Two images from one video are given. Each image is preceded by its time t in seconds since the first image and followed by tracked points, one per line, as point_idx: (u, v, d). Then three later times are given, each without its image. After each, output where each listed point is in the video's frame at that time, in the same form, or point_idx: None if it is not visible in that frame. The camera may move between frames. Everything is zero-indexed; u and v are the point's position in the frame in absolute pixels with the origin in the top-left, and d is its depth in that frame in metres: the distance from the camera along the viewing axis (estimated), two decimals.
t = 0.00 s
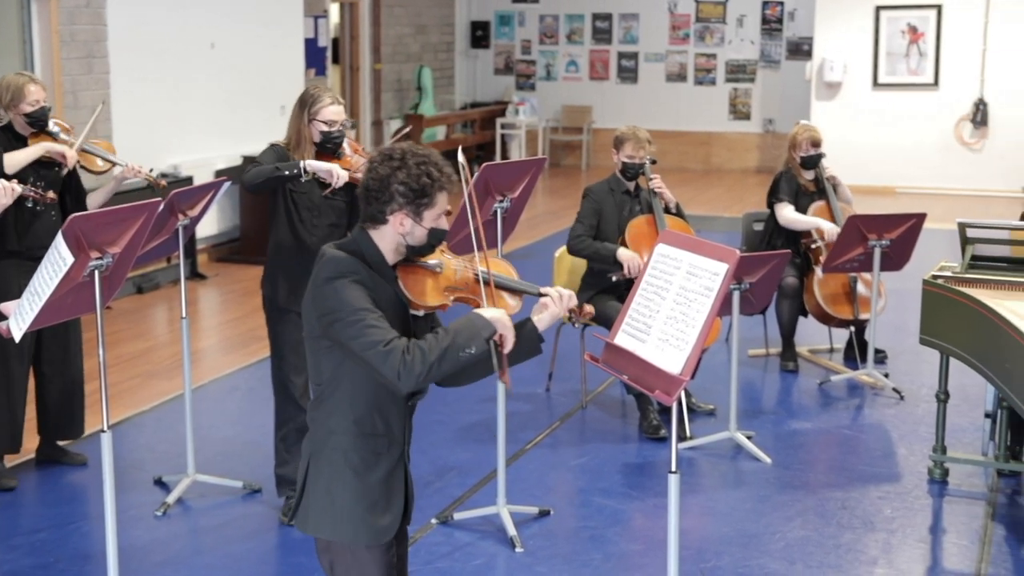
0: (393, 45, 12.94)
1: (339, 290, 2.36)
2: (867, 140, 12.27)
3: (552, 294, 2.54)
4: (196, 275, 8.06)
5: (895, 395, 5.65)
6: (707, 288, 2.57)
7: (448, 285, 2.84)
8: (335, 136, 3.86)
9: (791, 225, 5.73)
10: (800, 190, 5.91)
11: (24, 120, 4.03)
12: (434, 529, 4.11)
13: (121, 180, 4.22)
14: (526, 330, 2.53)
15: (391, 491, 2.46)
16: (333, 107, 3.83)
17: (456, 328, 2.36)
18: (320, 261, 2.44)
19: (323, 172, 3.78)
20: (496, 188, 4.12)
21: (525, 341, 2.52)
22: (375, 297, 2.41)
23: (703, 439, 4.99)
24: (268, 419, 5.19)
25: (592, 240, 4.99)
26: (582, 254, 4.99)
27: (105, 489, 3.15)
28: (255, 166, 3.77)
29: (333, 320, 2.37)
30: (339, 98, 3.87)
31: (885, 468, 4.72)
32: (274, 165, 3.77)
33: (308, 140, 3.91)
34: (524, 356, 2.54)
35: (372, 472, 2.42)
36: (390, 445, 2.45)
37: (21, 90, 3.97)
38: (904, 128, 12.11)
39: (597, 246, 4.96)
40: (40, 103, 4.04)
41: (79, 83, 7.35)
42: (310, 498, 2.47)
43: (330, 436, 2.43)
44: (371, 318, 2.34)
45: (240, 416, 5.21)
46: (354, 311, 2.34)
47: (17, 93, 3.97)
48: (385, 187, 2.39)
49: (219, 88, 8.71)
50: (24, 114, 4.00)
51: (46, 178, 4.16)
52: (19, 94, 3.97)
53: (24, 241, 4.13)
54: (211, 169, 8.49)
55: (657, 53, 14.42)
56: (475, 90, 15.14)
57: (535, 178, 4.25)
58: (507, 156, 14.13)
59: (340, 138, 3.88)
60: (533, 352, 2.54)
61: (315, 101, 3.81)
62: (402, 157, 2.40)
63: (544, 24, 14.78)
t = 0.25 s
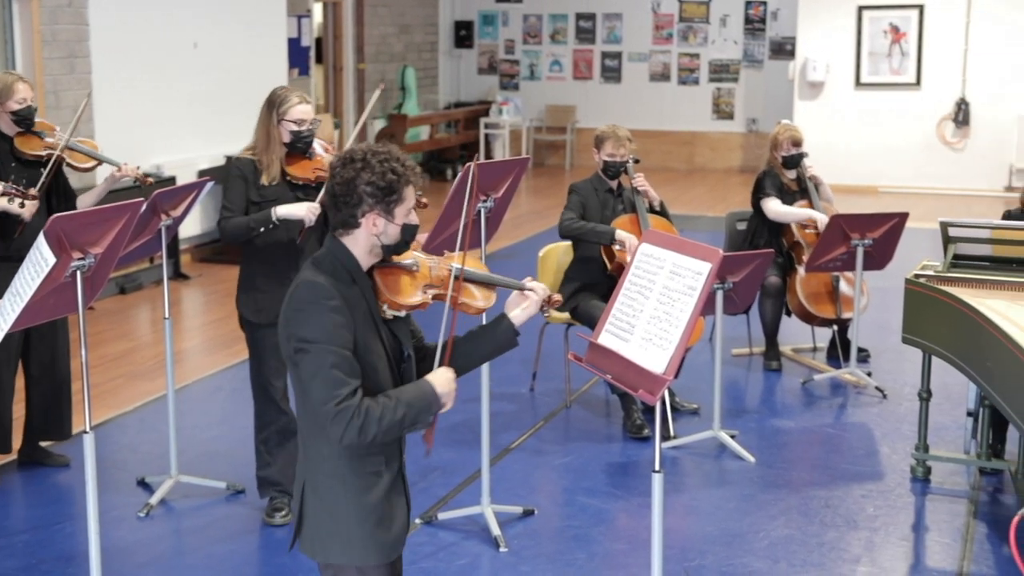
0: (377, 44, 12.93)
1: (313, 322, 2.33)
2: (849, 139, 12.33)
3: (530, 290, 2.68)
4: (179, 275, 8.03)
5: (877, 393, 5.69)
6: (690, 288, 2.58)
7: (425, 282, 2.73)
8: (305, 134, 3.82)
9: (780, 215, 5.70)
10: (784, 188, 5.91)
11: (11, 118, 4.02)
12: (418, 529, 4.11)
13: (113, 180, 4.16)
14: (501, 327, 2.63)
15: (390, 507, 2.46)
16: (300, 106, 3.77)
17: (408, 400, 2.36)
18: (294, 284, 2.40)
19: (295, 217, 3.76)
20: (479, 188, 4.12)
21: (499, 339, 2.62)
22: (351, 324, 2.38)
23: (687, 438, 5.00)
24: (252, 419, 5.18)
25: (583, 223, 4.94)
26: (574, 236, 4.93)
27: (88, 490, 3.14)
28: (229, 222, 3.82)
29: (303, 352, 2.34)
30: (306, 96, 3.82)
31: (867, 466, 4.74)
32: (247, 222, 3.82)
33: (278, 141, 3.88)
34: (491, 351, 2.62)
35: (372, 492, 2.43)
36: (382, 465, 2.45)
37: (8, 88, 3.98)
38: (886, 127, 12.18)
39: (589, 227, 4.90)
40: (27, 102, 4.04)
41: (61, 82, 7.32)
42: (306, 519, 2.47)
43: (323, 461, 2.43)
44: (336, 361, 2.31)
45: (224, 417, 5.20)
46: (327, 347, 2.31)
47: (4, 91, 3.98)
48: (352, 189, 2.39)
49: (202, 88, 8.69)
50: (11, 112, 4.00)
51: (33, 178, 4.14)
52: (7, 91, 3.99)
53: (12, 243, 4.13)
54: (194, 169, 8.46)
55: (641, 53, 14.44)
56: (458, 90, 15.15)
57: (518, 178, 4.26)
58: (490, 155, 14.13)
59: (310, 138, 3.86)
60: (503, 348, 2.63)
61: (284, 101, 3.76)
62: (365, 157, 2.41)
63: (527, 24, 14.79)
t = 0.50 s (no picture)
0: (360, 44, 12.92)
1: (312, 330, 2.32)
2: (832, 139, 12.38)
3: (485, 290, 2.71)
4: (162, 275, 8.00)
5: (861, 392, 5.71)
6: (673, 287, 2.59)
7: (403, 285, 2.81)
8: (274, 134, 3.82)
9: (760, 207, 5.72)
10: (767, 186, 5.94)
11: None
12: (403, 529, 4.11)
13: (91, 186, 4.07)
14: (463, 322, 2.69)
15: (380, 513, 2.47)
16: (267, 106, 3.79)
17: (414, 395, 2.39)
18: (286, 293, 2.38)
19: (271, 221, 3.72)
20: (463, 188, 4.11)
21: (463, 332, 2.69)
22: (348, 329, 2.38)
23: (671, 438, 5.02)
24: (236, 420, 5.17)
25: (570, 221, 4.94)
26: (561, 233, 4.93)
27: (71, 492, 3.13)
28: (205, 230, 3.81)
29: (302, 361, 2.33)
30: (272, 96, 3.84)
31: (850, 465, 4.77)
32: (223, 227, 3.79)
33: (245, 142, 3.88)
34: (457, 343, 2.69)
35: (363, 499, 2.43)
36: (373, 471, 2.46)
37: None
38: (869, 127, 12.23)
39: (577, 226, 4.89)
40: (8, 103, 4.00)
41: (43, 82, 7.28)
42: (296, 529, 2.46)
43: (315, 469, 2.42)
44: (341, 366, 2.31)
45: (207, 417, 5.19)
46: (332, 355, 2.30)
47: None
48: (336, 201, 2.38)
49: (184, 88, 8.65)
50: None
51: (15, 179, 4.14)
52: None
53: None
54: (177, 169, 8.43)
55: (624, 52, 14.46)
56: (441, 90, 15.15)
57: (502, 178, 4.25)
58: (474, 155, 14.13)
59: (279, 137, 3.85)
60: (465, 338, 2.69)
61: (249, 102, 3.78)
62: (347, 166, 2.40)
63: (511, 24, 14.80)
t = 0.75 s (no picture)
0: (347, 44, 12.90)
1: (319, 317, 2.33)
2: (818, 139, 12.43)
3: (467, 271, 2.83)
4: (148, 276, 7.97)
5: (847, 391, 5.73)
6: (660, 286, 2.60)
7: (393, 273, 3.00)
8: (255, 143, 3.82)
9: (759, 206, 5.72)
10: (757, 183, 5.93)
11: None
12: (390, 529, 4.11)
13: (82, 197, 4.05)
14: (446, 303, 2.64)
15: (368, 503, 2.49)
16: (248, 115, 3.80)
17: (412, 361, 2.42)
18: (285, 282, 2.37)
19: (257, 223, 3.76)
20: (449, 187, 4.11)
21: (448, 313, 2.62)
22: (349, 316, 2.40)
23: (658, 437, 5.03)
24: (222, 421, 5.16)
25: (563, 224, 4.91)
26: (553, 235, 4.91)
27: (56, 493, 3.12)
28: (191, 236, 3.79)
29: (308, 348, 2.33)
30: (253, 103, 3.84)
31: (836, 464, 4.78)
32: (208, 232, 3.79)
33: (227, 150, 3.87)
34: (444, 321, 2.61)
35: (357, 489, 2.45)
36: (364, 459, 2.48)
37: None
38: (855, 127, 12.28)
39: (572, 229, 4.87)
40: (9, 105, 4.04)
41: (28, 82, 7.25)
42: (286, 521, 2.45)
43: (310, 460, 2.41)
44: (350, 349, 2.33)
45: (194, 418, 5.18)
46: (341, 342, 2.32)
47: None
48: (328, 195, 2.37)
49: (170, 88, 8.63)
50: None
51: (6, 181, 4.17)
52: None
53: None
54: (163, 169, 8.40)
55: (611, 52, 14.47)
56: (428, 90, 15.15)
57: (488, 178, 4.26)
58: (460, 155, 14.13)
59: (261, 145, 3.85)
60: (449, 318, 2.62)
61: (230, 110, 3.78)
62: (341, 162, 2.39)
63: (497, 23, 14.80)
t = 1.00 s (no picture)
0: (333, 44, 12.89)
1: (296, 309, 2.32)
2: (805, 139, 12.47)
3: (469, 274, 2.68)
4: (134, 276, 7.95)
5: (834, 391, 5.75)
6: (646, 286, 2.61)
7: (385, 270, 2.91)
8: (244, 145, 3.82)
9: (719, 218, 5.84)
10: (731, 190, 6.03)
11: None
12: (377, 529, 4.11)
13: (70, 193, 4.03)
14: (448, 311, 2.58)
15: (352, 502, 2.48)
16: (237, 116, 3.79)
17: (395, 360, 2.40)
18: (267, 275, 2.38)
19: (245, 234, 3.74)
20: (436, 187, 4.11)
21: (448, 321, 2.57)
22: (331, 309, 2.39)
23: (645, 436, 5.04)
24: (209, 421, 5.14)
25: (534, 240, 5.00)
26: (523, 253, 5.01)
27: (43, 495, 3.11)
28: (177, 242, 3.79)
29: (287, 342, 2.33)
30: (241, 105, 3.83)
31: (823, 463, 4.80)
32: (195, 242, 3.79)
33: (215, 153, 3.86)
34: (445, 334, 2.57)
35: (340, 485, 2.44)
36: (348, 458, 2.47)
37: None
38: (841, 127, 12.32)
39: (540, 246, 4.97)
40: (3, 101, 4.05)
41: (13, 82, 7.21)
42: (271, 519, 2.45)
43: (293, 456, 2.42)
44: (327, 342, 2.32)
45: (181, 419, 5.16)
46: (318, 334, 2.31)
47: None
48: (309, 179, 2.39)
49: (156, 88, 8.59)
50: None
51: None
52: None
53: None
54: (150, 169, 8.37)
55: (598, 52, 14.49)
56: (415, 90, 15.16)
57: (475, 178, 4.26)
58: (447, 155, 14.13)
59: (250, 147, 3.85)
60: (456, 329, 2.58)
61: (218, 113, 3.77)
62: (319, 146, 2.41)
63: (484, 23, 14.80)
